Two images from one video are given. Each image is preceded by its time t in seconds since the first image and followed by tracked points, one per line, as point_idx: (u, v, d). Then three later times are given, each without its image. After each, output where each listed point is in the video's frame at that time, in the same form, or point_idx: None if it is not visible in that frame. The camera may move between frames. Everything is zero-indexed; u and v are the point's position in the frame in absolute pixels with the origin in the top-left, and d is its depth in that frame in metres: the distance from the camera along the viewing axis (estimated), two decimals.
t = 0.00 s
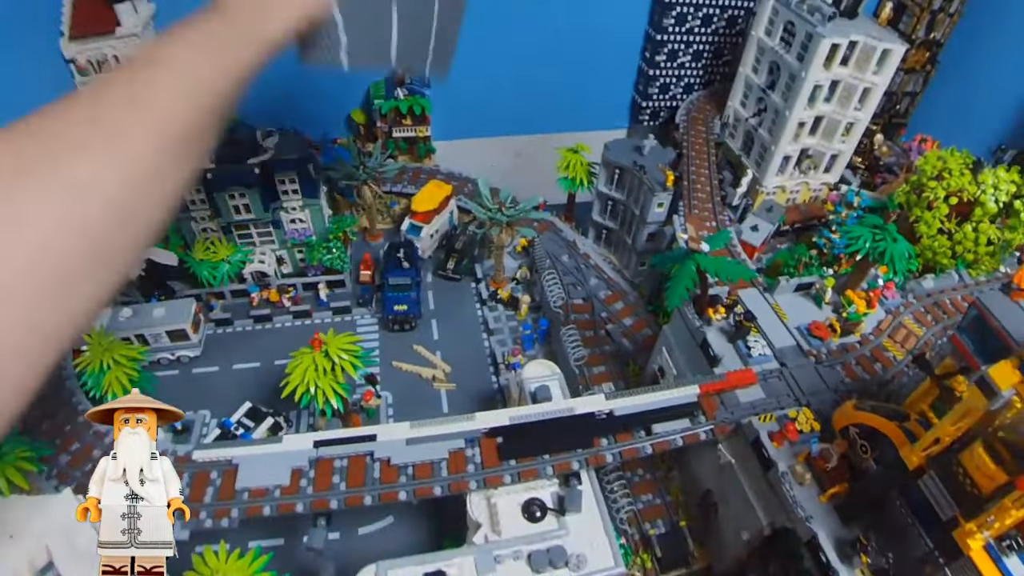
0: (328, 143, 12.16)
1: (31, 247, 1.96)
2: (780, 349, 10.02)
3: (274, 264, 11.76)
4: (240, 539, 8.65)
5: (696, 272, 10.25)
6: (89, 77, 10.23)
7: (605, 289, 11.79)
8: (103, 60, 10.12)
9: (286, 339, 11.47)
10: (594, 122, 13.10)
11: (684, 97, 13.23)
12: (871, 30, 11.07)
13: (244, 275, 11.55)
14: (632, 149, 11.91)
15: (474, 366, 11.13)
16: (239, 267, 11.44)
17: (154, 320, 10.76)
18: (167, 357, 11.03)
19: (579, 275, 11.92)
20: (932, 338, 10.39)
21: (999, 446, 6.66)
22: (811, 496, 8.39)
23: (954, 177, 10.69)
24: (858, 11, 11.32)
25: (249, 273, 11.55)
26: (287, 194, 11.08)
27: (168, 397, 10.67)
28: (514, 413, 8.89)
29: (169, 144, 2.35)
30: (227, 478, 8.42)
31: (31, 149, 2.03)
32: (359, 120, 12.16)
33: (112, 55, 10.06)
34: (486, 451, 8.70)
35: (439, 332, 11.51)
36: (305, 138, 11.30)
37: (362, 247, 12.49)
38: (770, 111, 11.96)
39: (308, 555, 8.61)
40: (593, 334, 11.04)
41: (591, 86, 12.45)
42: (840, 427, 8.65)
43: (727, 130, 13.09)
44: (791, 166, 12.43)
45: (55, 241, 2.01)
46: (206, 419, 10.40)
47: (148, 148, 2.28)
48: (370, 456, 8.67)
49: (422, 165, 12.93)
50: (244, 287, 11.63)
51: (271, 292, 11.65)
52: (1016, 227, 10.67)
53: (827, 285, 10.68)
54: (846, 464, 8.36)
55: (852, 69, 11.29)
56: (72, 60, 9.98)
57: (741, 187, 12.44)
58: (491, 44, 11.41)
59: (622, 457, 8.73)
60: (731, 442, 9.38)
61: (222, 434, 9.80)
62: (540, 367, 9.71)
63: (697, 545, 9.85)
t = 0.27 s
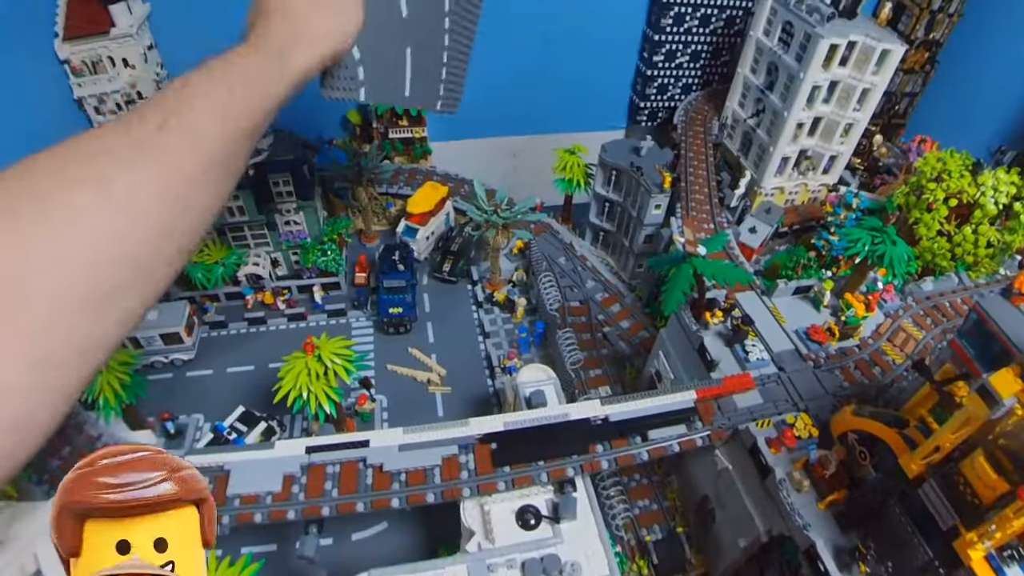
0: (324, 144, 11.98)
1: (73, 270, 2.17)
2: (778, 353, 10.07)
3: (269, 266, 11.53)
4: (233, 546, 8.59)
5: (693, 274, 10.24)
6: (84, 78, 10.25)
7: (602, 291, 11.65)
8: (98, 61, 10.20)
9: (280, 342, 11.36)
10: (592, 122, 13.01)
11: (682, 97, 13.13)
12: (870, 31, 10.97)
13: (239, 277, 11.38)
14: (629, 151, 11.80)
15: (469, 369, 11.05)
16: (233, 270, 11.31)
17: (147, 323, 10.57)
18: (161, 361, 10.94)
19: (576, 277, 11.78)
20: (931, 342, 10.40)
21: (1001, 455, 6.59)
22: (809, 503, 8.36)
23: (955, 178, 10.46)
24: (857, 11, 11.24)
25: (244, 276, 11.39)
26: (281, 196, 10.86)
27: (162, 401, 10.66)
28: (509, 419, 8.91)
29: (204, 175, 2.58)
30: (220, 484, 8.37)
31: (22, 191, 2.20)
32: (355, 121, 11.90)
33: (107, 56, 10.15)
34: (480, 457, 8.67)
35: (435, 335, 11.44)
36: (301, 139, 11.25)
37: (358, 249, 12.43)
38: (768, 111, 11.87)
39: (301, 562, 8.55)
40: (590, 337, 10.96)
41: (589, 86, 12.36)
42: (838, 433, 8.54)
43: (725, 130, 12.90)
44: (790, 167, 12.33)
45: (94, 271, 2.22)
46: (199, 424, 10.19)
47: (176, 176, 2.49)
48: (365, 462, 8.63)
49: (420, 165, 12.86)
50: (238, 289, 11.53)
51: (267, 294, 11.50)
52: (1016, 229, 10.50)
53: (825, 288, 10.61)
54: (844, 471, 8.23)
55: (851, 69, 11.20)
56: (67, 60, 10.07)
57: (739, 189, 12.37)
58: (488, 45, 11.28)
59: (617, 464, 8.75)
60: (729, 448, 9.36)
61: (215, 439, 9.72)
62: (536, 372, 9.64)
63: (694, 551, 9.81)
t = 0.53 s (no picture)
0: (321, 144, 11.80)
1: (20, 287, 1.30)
2: (777, 355, 10.08)
3: (267, 267, 11.54)
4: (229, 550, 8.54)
5: (692, 276, 10.27)
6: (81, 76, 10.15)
7: (601, 293, 11.59)
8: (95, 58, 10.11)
9: (278, 343, 11.33)
10: (591, 122, 13.02)
11: (681, 98, 13.05)
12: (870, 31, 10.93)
13: (236, 279, 11.33)
14: (628, 152, 11.74)
15: (468, 371, 10.99)
16: (231, 271, 11.23)
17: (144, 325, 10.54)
18: (157, 362, 10.90)
19: (575, 278, 11.73)
20: (932, 345, 10.37)
21: (1002, 459, 6.55)
22: (809, 507, 8.35)
23: (955, 179, 10.47)
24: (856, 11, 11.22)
25: (242, 277, 11.35)
26: (279, 197, 10.81)
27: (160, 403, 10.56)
28: (507, 422, 8.92)
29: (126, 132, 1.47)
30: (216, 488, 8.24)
31: None
32: (353, 122, 11.75)
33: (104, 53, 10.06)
34: (478, 461, 8.62)
35: (433, 337, 11.40)
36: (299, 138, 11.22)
37: (355, 250, 12.36)
38: (767, 112, 11.80)
39: (297, 566, 8.51)
40: (589, 338, 10.90)
41: (587, 85, 12.36)
42: (839, 436, 8.53)
43: (724, 132, 12.78)
44: (789, 167, 12.23)
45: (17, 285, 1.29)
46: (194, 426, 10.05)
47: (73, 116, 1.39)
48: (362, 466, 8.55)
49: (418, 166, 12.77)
50: (235, 290, 11.46)
51: (264, 296, 11.52)
52: (1016, 230, 10.49)
53: (825, 289, 10.61)
54: (844, 475, 8.22)
55: (851, 70, 11.16)
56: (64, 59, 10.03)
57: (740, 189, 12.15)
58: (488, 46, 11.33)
59: (616, 467, 8.70)
60: (729, 451, 9.30)
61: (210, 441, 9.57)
62: (534, 374, 9.69)
63: (693, 554, 9.79)
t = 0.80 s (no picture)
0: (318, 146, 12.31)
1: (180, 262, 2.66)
2: (774, 359, 10.10)
3: (263, 270, 11.19)
4: (222, 554, 8.52)
5: (687, 279, 10.13)
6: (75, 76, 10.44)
7: (597, 294, 11.62)
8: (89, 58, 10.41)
9: (274, 345, 11.32)
10: (589, 122, 12.97)
11: (678, 98, 13.00)
12: (868, 31, 10.86)
13: (231, 280, 11.07)
14: (625, 154, 11.70)
15: (463, 374, 10.95)
16: (225, 273, 10.87)
17: (139, 327, 10.68)
18: (152, 365, 10.94)
19: (571, 280, 11.72)
20: (929, 347, 10.34)
21: (999, 465, 6.50)
22: (805, 513, 8.35)
23: (951, 181, 10.48)
24: (853, 12, 11.15)
25: (236, 279, 11.09)
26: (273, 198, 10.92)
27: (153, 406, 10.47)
28: (501, 426, 8.73)
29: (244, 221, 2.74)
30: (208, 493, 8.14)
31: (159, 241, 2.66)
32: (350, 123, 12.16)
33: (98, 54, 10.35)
34: (471, 465, 8.55)
35: (428, 339, 11.36)
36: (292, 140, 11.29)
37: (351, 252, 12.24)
38: (765, 113, 11.75)
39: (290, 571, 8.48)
40: (585, 341, 10.85)
41: (584, 86, 12.27)
42: (835, 440, 8.63)
43: (721, 133, 12.86)
44: (787, 168, 12.19)
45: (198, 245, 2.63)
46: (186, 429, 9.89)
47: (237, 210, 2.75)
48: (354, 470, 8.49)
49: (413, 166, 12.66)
50: (229, 292, 11.37)
51: (259, 298, 11.45)
52: (1014, 231, 10.52)
53: (822, 293, 10.67)
54: (839, 479, 8.23)
55: (849, 71, 11.12)
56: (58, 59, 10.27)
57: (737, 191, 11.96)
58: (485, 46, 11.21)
59: (610, 472, 8.67)
60: (724, 456, 9.32)
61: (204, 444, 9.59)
62: (528, 377, 9.56)
63: (688, 559, 9.78)
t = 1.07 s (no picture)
0: (320, 146, 12.47)
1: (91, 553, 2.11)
2: (776, 359, 10.22)
3: (265, 269, 11.61)
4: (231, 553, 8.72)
5: (690, 280, 10.37)
6: (79, 79, 10.91)
7: (599, 295, 11.68)
8: (94, 62, 10.86)
9: (279, 345, 11.35)
10: (590, 124, 13.06)
11: (680, 100, 13.01)
12: (868, 33, 10.95)
13: (235, 281, 11.33)
14: (627, 155, 11.74)
15: (467, 374, 11.04)
16: (229, 273, 11.26)
17: (143, 327, 10.68)
18: (156, 365, 10.94)
19: (573, 281, 11.79)
20: (929, 348, 10.42)
21: (999, 464, 6.57)
22: (807, 511, 8.48)
23: (951, 183, 10.60)
24: (854, 14, 11.22)
25: (240, 279, 11.34)
26: (277, 199, 11.09)
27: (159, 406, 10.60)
28: (506, 426, 9.11)
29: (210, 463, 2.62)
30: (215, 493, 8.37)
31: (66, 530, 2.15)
32: (352, 123, 12.25)
33: (103, 58, 10.80)
34: (478, 463, 8.97)
35: (432, 339, 11.42)
36: (294, 141, 11.51)
37: (354, 253, 12.27)
38: (766, 114, 11.79)
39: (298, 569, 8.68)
40: (587, 342, 10.96)
41: (585, 89, 12.46)
42: (837, 440, 8.80)
43: (722, 134, 12.81)
44: (787, 170, 12.18)
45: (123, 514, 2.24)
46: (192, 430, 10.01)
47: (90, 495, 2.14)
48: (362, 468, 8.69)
49: (415, 168, 12.62)
50: (235, 293, 11.48)
51: (263, 298, 11.50)
52: (1014, 233, 10.52)
53: (823, 294, 10.73)
54: (842, 478, 8.37)
55: (849, 73, 11.18)
56: (63, 63, 10.69)
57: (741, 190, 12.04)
58: (489, 49, 11.60)
59: (614, 471, 8.93)
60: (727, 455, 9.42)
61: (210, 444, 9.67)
62: (534, 378, 9.93)
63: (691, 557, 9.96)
